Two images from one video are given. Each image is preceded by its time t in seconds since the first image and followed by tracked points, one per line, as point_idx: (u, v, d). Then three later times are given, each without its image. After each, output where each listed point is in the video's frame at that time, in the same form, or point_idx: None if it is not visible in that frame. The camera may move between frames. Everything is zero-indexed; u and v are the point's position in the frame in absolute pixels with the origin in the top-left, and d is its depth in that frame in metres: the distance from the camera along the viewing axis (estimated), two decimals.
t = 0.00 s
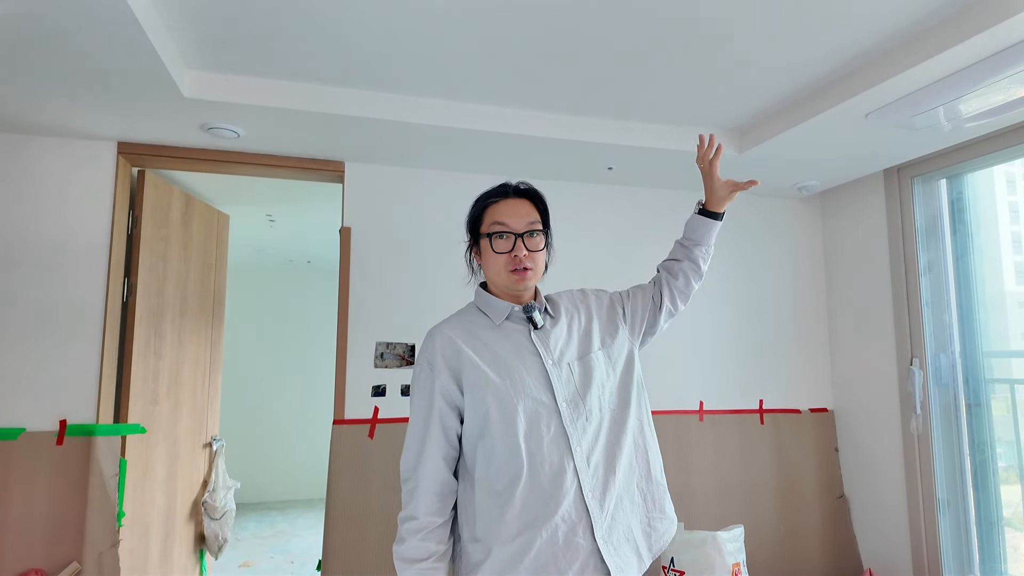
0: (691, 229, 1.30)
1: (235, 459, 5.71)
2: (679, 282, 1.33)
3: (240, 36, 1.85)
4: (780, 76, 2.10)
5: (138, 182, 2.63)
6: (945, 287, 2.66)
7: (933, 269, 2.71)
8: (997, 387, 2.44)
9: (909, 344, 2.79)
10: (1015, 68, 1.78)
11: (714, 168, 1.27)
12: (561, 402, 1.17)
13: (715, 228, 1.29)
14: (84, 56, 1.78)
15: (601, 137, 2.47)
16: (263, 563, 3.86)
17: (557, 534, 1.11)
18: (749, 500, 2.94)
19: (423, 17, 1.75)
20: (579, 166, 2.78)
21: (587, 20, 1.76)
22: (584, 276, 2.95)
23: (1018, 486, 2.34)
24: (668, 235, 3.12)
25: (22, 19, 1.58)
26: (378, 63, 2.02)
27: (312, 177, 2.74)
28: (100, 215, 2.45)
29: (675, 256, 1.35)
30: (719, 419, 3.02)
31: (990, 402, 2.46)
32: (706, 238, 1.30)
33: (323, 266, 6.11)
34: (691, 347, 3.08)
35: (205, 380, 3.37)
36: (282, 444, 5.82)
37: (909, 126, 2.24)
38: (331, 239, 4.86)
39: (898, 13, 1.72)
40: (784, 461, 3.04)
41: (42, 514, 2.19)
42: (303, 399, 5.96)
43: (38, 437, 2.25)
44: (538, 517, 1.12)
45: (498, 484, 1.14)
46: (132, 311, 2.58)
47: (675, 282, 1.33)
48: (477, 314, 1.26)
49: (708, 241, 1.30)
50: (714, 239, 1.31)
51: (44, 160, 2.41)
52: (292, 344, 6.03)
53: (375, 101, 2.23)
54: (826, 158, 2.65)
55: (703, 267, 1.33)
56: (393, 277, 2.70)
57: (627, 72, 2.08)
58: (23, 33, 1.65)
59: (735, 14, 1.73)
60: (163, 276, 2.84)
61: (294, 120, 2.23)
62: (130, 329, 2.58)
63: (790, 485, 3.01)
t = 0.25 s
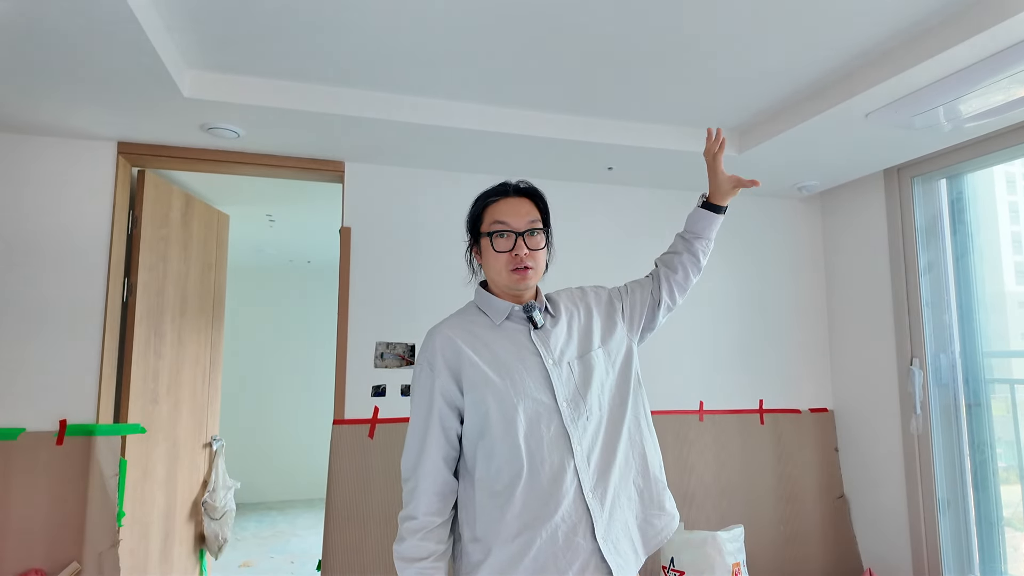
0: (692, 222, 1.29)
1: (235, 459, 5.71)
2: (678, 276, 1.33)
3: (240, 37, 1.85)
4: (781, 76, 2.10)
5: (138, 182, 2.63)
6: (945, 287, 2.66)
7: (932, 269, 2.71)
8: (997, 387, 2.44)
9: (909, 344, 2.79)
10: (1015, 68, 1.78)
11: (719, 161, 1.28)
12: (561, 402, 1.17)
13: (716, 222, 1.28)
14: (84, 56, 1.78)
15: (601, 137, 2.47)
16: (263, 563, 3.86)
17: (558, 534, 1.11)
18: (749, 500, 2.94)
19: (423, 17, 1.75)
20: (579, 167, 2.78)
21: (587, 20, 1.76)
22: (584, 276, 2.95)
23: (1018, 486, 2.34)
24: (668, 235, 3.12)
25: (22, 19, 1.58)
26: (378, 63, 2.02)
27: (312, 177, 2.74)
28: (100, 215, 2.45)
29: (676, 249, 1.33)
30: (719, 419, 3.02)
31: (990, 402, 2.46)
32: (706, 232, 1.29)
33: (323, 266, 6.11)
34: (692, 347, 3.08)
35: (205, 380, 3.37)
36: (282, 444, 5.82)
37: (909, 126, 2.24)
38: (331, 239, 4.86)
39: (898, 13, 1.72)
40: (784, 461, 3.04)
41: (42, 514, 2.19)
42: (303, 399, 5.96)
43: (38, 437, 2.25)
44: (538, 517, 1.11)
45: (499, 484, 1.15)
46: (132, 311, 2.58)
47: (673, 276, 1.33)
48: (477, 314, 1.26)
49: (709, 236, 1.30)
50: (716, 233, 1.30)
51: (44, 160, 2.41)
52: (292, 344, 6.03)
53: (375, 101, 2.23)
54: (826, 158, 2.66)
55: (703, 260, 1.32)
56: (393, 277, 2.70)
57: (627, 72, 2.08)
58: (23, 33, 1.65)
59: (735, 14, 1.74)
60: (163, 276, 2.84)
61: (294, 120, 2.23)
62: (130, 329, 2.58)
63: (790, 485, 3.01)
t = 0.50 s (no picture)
0: (703, 229, 1.32)
1: (235, 459, 5.71)
2: (682, 278, 1.32)
3: (239, 37, 1.85)
4: (780, 76, 2.10)
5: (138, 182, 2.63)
6: (945, 287, 2.66)
7: (933, 269, 2.71)
8: (997, 387, 2.44)
9: (909, 344, 2.79)
10: (1015, 68, 1.78)
11: (739, 175, 1.33)
12: (562, 402, 1.17)
13: (726, 233, 1.32)
14: (84, 56, 1.78)
15: (602, 137, 2.47)
16: (263, 563, 3.86)
17: (558, 534, 1.11)
18: (749, 499, 2.94)
19: (423, 18, 1.75)
20: (579, 166, 2.77)
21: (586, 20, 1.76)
22: (584, 276, 2.95)
23: (1018, 486, 2.34)
24: (669, 235, 3.12)
25: (22, 19, 1.58)
26: (378, 63, 2.02)
27: (312, 177, 2.74)
28: (100, 215, 2.45)
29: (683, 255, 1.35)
30: (719, 419, 3.02)
31: (990, 402, 2.46)
32: (714, 241, 1.32)
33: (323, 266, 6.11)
34: (692, 347, 3.08)
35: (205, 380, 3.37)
36: (282, 444, 5.82)
37: (909, 126, 2.24)
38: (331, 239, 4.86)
39: (898, 13, 1.72)
40: (784, 461, 3.04)
41: (42, 514, 2.19)
42: (303, 399, 5.96)
43: (38, 437, 2.25)
44: (539, 517, 1.11)
45: (499, 485, 1.15)
46: (132, 311, 2.58)
47: (678, 279, 1.32)
48: (477, 313, 1.27)
49: (716, 245, 1.32)
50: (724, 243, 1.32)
51: (44, 160, 2.41)
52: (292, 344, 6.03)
53: (375, 101, 2.23)
54: (826, 158, 2.66)
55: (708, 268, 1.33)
56: (393, 277, 2.70)
57: (627, 72, 2.08)
58: (23, 33, 1.65)
59: (735, 14, 1.74)
60: (163, 276, 2.84)
61: (294, 120, 2.23)
62: (130, 329, 2.58)
63: (790, 485, 3.01)
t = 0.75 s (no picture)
0: (690, 239, 1.28)
1: (234, 459, 5.71)
2: (677, 292, 1.31)
3: (240, 36, 1.85)
4: (781, 76, 2.10)
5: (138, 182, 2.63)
6: (945, 287, 2.66)
7: (933, 269, 2.71)
8: (997, 387, 2.44)
9: (909, 344, 2.79)
10: (1015, 68, 1.78)
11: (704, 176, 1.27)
12: (564, 404, 1.17)
13: (714, 236, 1.26)
14: (85, 56, 1.78)
15: (602, 137, 2.47)
16: (263, 563, 3.86)
17: (560, 537, 1.11)
18: (749, 500, 2.94)
19: (423, 17, 1.75)
20: (579, 166, 2.78)
21: (587, 20, 1.76)
22: (584, 276, 2.95)
23: (1019, 486, 2.34)
24: (668, 235, 3.12)
25: (21, 18, 1.58)
26: (378, 63, 2.02)
27: (312, 177, 2.74)
28: (100, 215, 2.45)
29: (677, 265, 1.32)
30: (719, 419, 3.02)
31: (990, 402, 2.46)
32: (705, 249, 1.27)
33: (324, 266, 6.11)
34: (691, 347, 3.08)
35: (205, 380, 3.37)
36: (281, 444, 5.82)
37: (909, 126, 2.24)
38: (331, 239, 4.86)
39: (898, 13, 1.72)
40: (784, 461, 3.04)
41: (42, 514, 2.19)
42: (303, 399, 5.96)
43: (38, 437, 2.25)
44: (541, 519, 1.11)
45: (501, 486, 1.15)
46: (132, 311, 2.58)
47: (672, 292, 1.31)
48: (479, 313, 1.27)
49: (707, 253, 1.27)
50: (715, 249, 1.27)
51: (44, 160, 2.41)
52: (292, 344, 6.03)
53: (375, 101, 2.23)
54: (826, 158, 2.66)
55: (704, 278, 1.30)
56: (393, 277, 2.70)
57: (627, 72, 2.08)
58: (23, 33, 1.65)
59: (735, 15, 1.74)
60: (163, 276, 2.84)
61: (294, 120, 2.23)
62: (131, 329, 2.58)
63: (790, 485, 3.01)
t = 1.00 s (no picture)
0: (686, 217, 1.21)
1: (235, 459, 5.71)
2: (676, 274, 1.25)
3: (239, 37, 1.85)
4: (781, 76, 2.10)
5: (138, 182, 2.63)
6: (945, 287, 2.66)
7: (933, 269, 2.71)
8: (997, 387, 2.44)
9: (909, 344, 2.78)
10: (1015, 69, 1.78)
11: (696, 148, 1.21)
12: (560, 404, 1.16)
13: (709, 210, 1.21)
14: (85, 56, 1.78)
15: (602, 137, 2.47)
16: (263, 563, 3.86)
17: (558, 536, 1.11)
18: (749, 500, 2.94)
19: (423, 17, 1.75)
20: (579, 166, 2.78)
21: (587, 20, 1.76)
22: (584, 276, 2.95)
23: (1019, 486, 2.34)
24: (668, 235, 3.12)
25: (22, 18, 1.58)
26: (378, 63, 2.02)
27: (312, 177, 2.74)
28: (100, 215, 2.45)
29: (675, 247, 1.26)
30: (719, 419, 3.02)
31: (990, 402, 2.46)
32: (703, 225, 1.20)
33: (324, 266, 6.11)
34: (692, 347, 3.08)
35: (205, 380, 3.37)
36: (282, 444, 5.82)
37: (909, 126, 2.24)
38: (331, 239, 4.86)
39: (898, 13, 1.72)
40: (784, 461, 3.04)
41: (42, 514, 2.19)
42: (303, 399, 5.96)
43: (38, 437, 2.25)
44: (539, 519, 1.11)
45: (499, 486, 1.14)
46: (132, 310, 2.58)
47: (672, 274, 1.25)
48: (476, 313, 1.26)
49: (706, 229, 1.20)
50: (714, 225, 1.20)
51: (44, 160, 2.41)
52: (292, 344, 6.03)
53: (375, 101, 2.23)
54: (826, 158, 2.66)
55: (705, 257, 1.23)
56: (393, 277, 2.70)
57: (627, 72, 2.08)
58: (23, 32, 1.65)
59: (735, 15, 1.74)
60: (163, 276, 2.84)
61: (294, 120, 2.23)
62: (131, 329, 2.59)
63: (790, 485, 3.01)
